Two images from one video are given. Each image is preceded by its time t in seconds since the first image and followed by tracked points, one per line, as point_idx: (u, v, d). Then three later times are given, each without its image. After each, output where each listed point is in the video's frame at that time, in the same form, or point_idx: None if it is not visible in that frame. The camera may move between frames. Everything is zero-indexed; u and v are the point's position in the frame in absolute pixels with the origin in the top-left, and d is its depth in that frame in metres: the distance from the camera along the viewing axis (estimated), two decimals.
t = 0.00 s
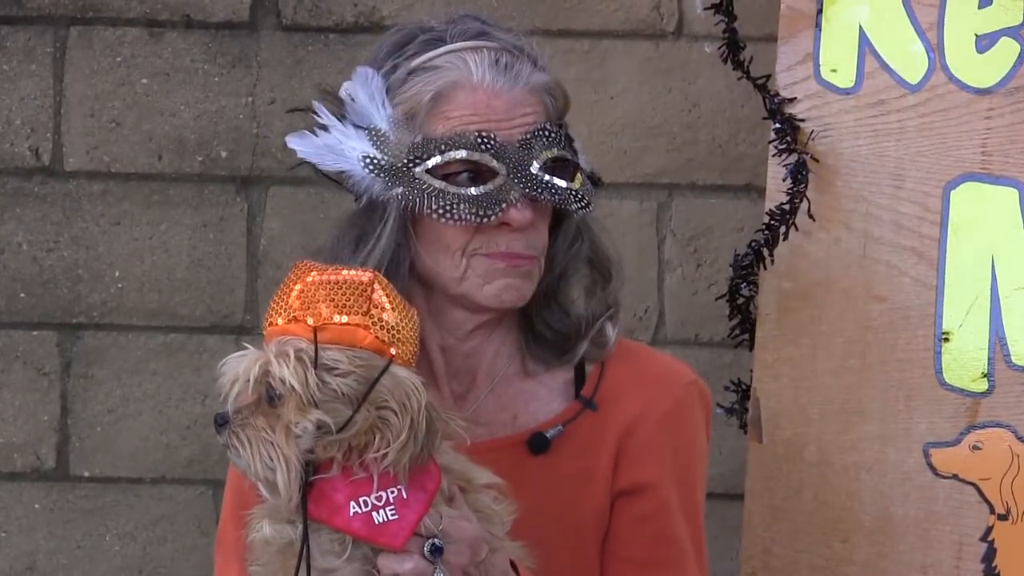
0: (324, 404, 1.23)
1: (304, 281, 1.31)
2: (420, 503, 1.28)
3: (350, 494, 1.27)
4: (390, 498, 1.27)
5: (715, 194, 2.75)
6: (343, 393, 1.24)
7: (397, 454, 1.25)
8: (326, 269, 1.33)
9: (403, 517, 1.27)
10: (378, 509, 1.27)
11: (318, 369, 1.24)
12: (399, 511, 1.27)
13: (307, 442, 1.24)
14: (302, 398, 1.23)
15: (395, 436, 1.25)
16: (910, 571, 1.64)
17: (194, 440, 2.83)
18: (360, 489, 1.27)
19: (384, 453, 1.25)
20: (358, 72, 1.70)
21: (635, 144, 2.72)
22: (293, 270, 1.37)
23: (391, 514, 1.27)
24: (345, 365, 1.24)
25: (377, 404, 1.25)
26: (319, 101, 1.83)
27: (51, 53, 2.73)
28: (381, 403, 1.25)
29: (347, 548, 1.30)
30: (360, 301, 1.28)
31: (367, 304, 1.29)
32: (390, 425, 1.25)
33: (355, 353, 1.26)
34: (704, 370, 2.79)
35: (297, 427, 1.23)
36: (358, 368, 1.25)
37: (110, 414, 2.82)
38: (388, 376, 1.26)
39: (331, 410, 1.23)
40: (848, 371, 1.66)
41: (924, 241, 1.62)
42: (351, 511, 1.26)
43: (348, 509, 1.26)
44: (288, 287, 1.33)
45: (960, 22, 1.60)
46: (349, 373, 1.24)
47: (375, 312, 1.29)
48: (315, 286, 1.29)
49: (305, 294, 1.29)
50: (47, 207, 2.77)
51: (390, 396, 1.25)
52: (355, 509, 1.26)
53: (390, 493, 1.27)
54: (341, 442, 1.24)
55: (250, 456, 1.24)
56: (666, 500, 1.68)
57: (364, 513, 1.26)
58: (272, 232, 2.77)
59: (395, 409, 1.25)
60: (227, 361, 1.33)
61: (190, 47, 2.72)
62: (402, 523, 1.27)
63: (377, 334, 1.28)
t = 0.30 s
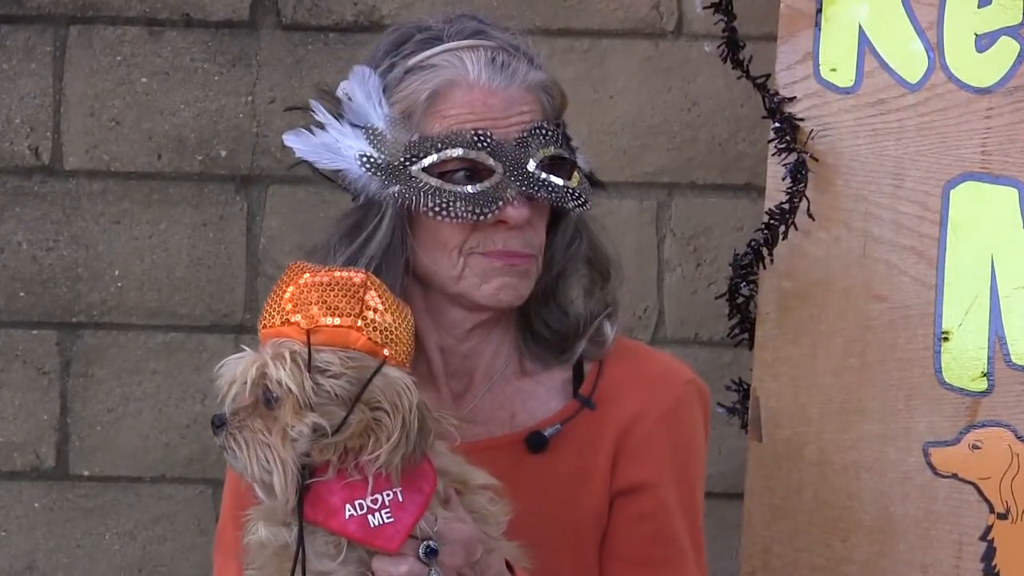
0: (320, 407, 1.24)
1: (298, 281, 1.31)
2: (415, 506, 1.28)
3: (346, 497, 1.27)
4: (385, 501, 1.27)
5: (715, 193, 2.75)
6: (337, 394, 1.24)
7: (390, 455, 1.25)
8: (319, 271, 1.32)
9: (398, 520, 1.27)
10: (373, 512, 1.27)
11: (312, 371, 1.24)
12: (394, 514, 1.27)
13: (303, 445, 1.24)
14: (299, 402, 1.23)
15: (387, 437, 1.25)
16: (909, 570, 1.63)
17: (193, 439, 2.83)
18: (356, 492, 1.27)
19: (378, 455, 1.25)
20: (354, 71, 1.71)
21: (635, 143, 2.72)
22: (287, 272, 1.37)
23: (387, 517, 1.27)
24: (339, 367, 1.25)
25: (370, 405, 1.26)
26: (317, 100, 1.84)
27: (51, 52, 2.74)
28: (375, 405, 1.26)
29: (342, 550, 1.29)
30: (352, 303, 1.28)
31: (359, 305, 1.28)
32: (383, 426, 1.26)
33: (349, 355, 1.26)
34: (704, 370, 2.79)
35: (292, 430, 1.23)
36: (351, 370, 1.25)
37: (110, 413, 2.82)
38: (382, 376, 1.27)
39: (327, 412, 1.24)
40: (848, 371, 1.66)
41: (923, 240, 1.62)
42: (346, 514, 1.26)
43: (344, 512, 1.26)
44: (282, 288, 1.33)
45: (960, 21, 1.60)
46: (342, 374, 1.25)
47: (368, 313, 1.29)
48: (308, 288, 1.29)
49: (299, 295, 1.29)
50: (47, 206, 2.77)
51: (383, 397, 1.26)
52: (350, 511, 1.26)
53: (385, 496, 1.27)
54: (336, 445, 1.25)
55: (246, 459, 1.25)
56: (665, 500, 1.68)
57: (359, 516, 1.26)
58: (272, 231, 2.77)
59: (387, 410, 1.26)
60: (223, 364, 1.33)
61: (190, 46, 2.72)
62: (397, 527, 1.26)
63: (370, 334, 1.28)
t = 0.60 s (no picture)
0: (314, 409, 1.24)
1: (291, 283, 1.31)
2: (410, 507, 1.28)
3: (340, 498, 1.26)
4: (380, 503, 1.27)
5: (714, 194, 2.75)
6: (331, 396, 1.24)
7: (383, 455, 1.26)
8: (310, 273, 1.32)
9: (392, 522, 1.26)
10: (368, 514, 1.26)
11: (305, 373, 1.25)
12: (389, 516, 1.26)
13: (297, 447, 1.24)
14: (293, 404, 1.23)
15: (381, 438, 1.25)
16: (909, 570, 1.63)
17: (193, 439, 2.83)
18: (350, 494, 1.26)
19: (371, 456, 1.25)
20: (348, 72, 1.71)
21: (635, 144, 2.72)
22: (281, 273, 1.37)
23: (381, 519, 1.26)
24: (331, 368, 1.25)
25: (363, 406, 1.26)
26: (313, 101, 1.84)
27: (51, 52, 2.74)
28: (369, 406, 1.26)
29: (337, 552, 1.29)
30: (344, 304, 1.28)
31: (352, 306, 1.28)
32: (376, 427, 1.25)
33: (342, 356, 1.26)
34: (704, 370, 2.79)
35: (286, 432, 1.23)
36: (343, 371, 1.25)
37: (110, 413, 2.82)
38: (375, 377, 1.27)
39: (321, 414, 1.24)
40: (848, 371, 1.66)
41: (923, 241, 1.62)
42: (341, 516, 1.26)
43: (338, 514, 1.26)
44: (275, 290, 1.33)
45: (960, 22, 1.60)
46: (335, 376, 1.25)
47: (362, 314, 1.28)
48: (300, 290, 1.29)
49: (291, 297, 1.29)
50: (47, 206, 2.77)
51: (376, 398, 1.26)
52: (345, 513, 1.26)
53: (379, 497, 1.27)
54: (330, 447, 1.24)
55: (241, 460, 1.25)
56: (663, 500, 1.68)
57: (354, 518, 1.26)
58: (272, 231, 2.77)
59: (381, 411, 1.26)
60: (218, 366, 1.33)
61: (190, 46, 2.72)
62: (391, 529, 1.26)
63: (363, 336, 1.28)
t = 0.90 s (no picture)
0: (322, 408, 1.23)
1: (300, 281, 1.31)
2: (413, 508, 1.28)
3: (344, 498, 1.27)
4: (383, 503, 1.27)
5: (714, 194, 2.75)
6: (339, 395, 1.24)
7: (388, 457, 1.25)
8: (320, 271, 1.33)
9: (395, 523, 1.27)
10: (371, 514, 1.27)
11: (314, 371, 1.24)
12: (392, 516, 1.27)
13: (303, 445, 1.23)
14: (302, 401, 1.23)
15: (387, 440, 1.25)
16: (909, 570, 1.64)
17: (193, 439, 2.83)
18: (354, 494, 1.27)
19: (377, 458, 1.25)
20: (348, 72, 1.71)
21: (635, 143, 2.72)
22: (291, 271, 1.37)
23: (384, 519, 1.27)
24: (340, 367, 1.24)
25: (371, 406, 1.25)
26: (313, 101, 1.84)
27: (51, 52, 2.74)
28: (376, 407, 1.26)
29: (338, 553, 1.29)
30: (356, 304, 1.28)
31: (361, 306, 1.28)
32: (383, 428, 1.26)
33: (350, 356, 1.26)
34: (704, 370, 2.79)
35: (292, 429, 1.23)
36: (351, 371, 1.25)
37: (110, 413, 2.82)
38: (382, 378, 1.26)
39: (328, 412, 1.24)
40: (848, 371, 1.66)
41: (923, 240, 1.62)
42: (343, 515, 1.26)
43: (341, 513, 1.26)
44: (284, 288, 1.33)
45: (960, 22, 1.60)
46: (343, 375, 1.24)
47: (371, 315, 1.28)
48: (309, 288, 1.29)
49: (300, 295, 1.29)
50: (47, 206, 2.77)
51: (384, 399, 1.25)
52: (348, 513, 1.26)
53: (383, 498, 1.27)
54: (336, 446, 1.25)
55: (246, 456, 1.24)
56: (663, 500, 1.68)
57: (356, 518, 1.26)
58: (272, 231, 2.77)
59: (388, 412, 1.26)
60: (227, 359, 1.32)
61: (190, 46, 2.72)
62: (394, 529, 1.27)
63: (371, 336, 1.28)
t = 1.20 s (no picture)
0: (325, 411, 1.24)
1: (304, 283, 1.32)
2: (416, 512, 1.28)
3: (346, 501, 1.26)
4: (386, 506, 1.27)
5: (714, 194, 2.75)
6: (342, 399, 1.24)
7: (391, 461, 1.25)
8: (324, 273, 1.33)
9: (398, 527, 1.26)
10: (374, 517, 1.26)
11: (317, 374, 1.24)
12: (395, 519, 1.27)
13: (306, 447, 1.23)
14: (304, 404, 1.23)
15: (390, 443, 1.25)
16: (909, 570, 1.64)
17: (194, 439, 2.83)
18: (357, 497, 1.26)
19: (380, 462, 1.24)
20: (349, 71, 1.71)
21: (635, 143, 2.72)
22: (295, 273, 1.37)
23: (387, 522, 1.26)
24: (343, 371, 1.24)
25: (374, 410, 1.25)
26: (315, 98, 1.84)
27: (51, 52, 2.74)
28: (379, 410, 1.26)
29: (339, 556, 1.29)
30: (359, 307, 1.28)
31: (364, 308, 1.28)
32: (386, 432, 1.25)
33: (354, 359, 1.26)
34: (705, 370, 2.80)
35: (295, 432, 1.23)
36: (353, 374, 1.25)
37: (111, 413, 2.82)
38: (386, 382, 1.26)
39: (331, 416, 1.24)
40: (848, 371, 1.66)
41: (923, 240, 1.63)
42: (347, 519, 1.26)
43: (344, 516, 1.26)
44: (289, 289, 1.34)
45: (960, 21, 1.61)
46: (346, 378, 1.24)
47: (375, 317, 1.29)
48: (312, 290, 1.29)
49: (303, 296, 1.29)
50: (47, 206, 2.77)
51: (387, 402, 1.25)
52: (350, 516, 1.26)
53: (386, 501, 1.27)
54: (338, 450, 1.24)
55: (249, 458, 1.24)
56: (666, 501, 1.68)
57: (359, 521, 1.26)
58: (272, 231, 2.77)
59: (391, 415, 1.26)
60: (229, 362, 1.32)
61: (189, 46, 2.72)
62: (397, 532, 1.26)
63: (374, 339, 1.28)
